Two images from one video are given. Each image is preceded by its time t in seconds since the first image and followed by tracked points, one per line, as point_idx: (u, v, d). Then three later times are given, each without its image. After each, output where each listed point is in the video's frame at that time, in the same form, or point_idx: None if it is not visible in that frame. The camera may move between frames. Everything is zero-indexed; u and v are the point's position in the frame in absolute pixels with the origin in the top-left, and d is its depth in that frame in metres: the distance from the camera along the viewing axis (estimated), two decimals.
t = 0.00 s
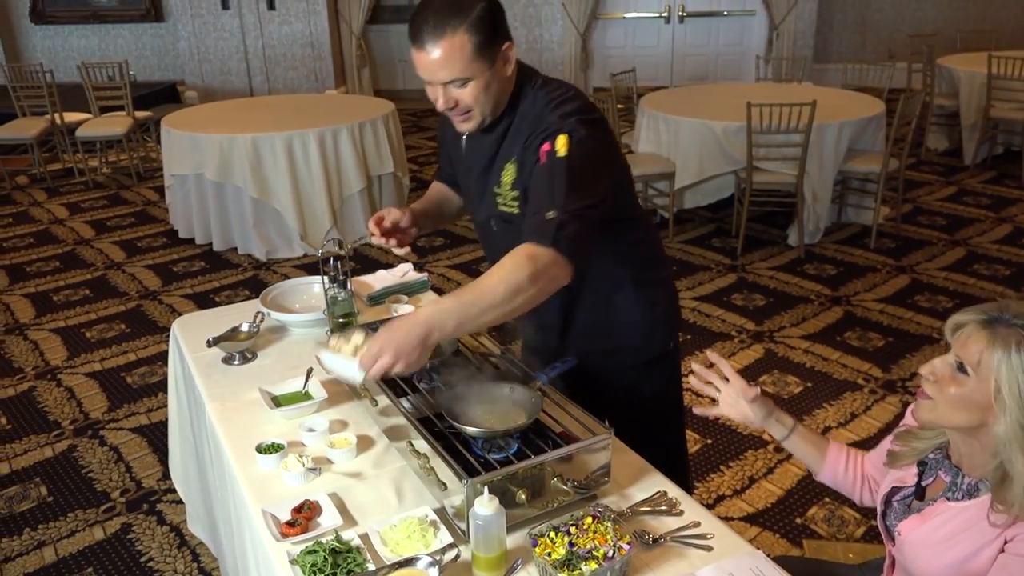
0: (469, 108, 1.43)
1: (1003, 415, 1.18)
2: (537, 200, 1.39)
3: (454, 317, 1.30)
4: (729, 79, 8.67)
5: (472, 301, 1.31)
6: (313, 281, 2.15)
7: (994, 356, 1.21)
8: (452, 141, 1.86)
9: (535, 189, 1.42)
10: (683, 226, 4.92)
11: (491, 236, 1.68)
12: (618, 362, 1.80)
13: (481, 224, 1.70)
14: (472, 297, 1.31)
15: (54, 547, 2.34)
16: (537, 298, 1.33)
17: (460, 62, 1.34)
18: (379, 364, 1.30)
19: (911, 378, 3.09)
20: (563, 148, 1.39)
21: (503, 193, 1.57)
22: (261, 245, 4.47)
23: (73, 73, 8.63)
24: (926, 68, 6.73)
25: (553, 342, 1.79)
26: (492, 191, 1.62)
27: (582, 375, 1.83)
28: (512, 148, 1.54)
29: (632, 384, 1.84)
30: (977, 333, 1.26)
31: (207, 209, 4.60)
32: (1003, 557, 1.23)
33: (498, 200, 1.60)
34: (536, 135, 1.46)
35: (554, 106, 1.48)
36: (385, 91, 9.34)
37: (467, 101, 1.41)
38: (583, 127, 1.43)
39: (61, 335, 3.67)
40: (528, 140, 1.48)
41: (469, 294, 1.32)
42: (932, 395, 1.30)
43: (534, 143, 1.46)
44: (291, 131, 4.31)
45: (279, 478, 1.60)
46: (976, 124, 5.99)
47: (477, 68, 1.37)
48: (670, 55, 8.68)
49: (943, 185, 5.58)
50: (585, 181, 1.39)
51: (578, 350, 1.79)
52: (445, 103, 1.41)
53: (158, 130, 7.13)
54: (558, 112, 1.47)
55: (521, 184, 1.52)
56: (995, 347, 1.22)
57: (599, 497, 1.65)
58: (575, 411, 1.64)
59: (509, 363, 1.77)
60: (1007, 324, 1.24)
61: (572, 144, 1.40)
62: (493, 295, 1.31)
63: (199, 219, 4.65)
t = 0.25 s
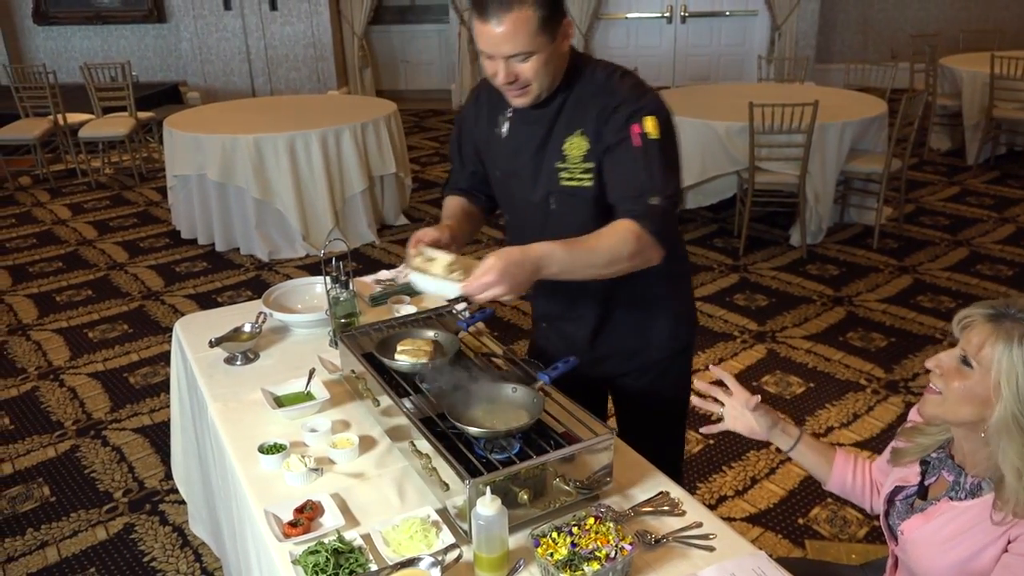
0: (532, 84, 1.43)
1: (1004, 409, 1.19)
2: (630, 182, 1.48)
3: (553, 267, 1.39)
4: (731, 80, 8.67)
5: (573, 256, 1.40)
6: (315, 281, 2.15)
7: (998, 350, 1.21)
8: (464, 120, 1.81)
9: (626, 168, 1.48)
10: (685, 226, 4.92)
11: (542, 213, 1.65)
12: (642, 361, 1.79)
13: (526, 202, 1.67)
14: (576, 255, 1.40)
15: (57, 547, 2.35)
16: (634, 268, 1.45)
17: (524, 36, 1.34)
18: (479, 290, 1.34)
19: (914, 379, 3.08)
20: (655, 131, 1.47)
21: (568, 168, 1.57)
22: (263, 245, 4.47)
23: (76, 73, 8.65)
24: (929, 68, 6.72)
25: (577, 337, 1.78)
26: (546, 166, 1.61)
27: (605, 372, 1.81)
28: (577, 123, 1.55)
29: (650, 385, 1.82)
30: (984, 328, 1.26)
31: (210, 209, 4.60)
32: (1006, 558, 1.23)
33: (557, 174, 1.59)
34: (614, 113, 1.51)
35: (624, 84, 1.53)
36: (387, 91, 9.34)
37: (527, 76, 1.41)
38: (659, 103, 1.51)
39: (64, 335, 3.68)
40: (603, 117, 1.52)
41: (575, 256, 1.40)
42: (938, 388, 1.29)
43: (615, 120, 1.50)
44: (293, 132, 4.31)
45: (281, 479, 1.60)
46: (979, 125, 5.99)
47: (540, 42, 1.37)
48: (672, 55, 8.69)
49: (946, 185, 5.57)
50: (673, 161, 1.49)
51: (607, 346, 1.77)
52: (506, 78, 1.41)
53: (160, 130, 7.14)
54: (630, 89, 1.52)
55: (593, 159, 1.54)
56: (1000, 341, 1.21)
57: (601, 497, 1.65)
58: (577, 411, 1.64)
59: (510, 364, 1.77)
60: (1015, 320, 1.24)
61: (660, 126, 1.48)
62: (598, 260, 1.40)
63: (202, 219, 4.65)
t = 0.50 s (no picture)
0: (604, 74, 1.53)
1: (999, 401, 1.18)
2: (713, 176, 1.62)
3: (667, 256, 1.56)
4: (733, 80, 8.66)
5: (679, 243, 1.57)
6: (317, 282, 2.15)
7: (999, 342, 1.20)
8: (510, 109, 1.86)
9: (711, 163, 1.62)
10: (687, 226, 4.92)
11: (611, 202, 1.72)
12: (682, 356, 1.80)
13: (592, 191, 1.74)
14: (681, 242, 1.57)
15: (59, 547, 2.35)
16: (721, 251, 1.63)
17: (605, 23, 1.44)
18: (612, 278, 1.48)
19: (916, 379, 3.08)
20: (740, 126, 1.62)
21: (644, 159, 1.67)
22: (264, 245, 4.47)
23: (78, 75, 8.67)
24: (931, 68, 6.71)
25: (614, 331, 1.78)
26: (619, 156, 1.69)
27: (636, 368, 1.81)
28: (656, 116, 1.64)
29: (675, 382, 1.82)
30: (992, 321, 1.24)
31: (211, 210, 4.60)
32: (1006, 558, 1.23)
33: (632, 164, 1.68)
34: (695, 107, 1.62)
35: (699, 78, 1.64)
36: (389, 92, 9.35)
37: (602, 65, 1.51)
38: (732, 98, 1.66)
39: (66, 335, 3.68)
40: (683, 111, 1.62)
41: (680, 245, 1.57)
42: (942, 380, 1.29)
43: (703, 116, 1.62)
44: (295, 132, 4.31)
45: (284, 480, 1.60)
46: (981, 125, 5.98)
47: (618, 31, 1.47)
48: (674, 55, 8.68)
49: (947, 186, 5.57)
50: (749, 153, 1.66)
51: (650, 340, 1.78)
52: (581, 66, 1.50)
53: (162, 131, 7.15)
54: (706, 84, 1.63)
55: (672, 150, 1.64)
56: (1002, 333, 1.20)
57: (602, 498, 1.65)
58: (578, 412, 1.65)
59: (511, 365, 1.77)
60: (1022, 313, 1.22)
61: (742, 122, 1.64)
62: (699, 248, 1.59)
63: (203, 220, 4.66)
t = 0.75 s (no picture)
0: (650, 70, 1.54)
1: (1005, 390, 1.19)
2: (758, 171, 1.68)
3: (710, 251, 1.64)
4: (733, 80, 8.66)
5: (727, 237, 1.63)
6: (317, 283, 2.14)
7: (999, 330, 1.21)
8: (539, 106, 1.86)
9: (760, 158, 1.67)
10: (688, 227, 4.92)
11: (650, 196, 1.73)
12: (702, 354, 1.80)
13: (631, 184, 1.74)
14: (729, 235, 1.64)
15: (60, 548, 2.35)
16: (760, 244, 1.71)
17: (655, 21, 1.45)
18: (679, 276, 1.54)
19: (917, 379, 3.08)
20: (782, 121, 1.69)
21: (687, 153, 1.70)
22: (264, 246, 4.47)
23: (78, 76, 8.67)
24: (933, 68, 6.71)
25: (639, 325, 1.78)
26: (661, 150, 1.71)
27: (655, 365, 1.81)
28: (700, 111, 1.68)
29: (691, 380, 1.82)
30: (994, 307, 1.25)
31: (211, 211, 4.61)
32: (1003, 553, 1.23)
33: (674, 159, 1.70)
34: (742, 102, 1.66)
35: (741, 75, 1.69)
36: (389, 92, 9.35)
37: (648, 61, 1.52)
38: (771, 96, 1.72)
39: (67, 336, 3.68)
40: (729, 106, 1.67)
41: (730, 237, 1.63)
42: (945, 372, 1.30)
43: (751, 112, 1.66)
44: (295, 133, 4.30)
45: (284, 480, 1.60)
46: (981, 125, 5.98)
47: (666, 29, 1.49)
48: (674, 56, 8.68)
49: (948, 186, 5.57)
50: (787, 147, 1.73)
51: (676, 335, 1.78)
52: (628, 62, 1.51)
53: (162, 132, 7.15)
54: (748, 82, 1.69)
55: (717, 145, 1.68)
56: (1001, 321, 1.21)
57: (602, 499, 1.66)
58: (578, 413, 1.65)
59: (510, 365, 1.77)
60: None
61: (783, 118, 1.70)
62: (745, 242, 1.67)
63: (204, 221, 4.66)
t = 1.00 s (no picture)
0: (666, 67, 1.54)
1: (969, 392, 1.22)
2: (770, 176, 1.69)
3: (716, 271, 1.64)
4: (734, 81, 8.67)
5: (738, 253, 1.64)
6: (317, 284, 2.14)
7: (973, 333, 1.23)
8: (549, 104, 1.85)
9: (773, 163, 1.68)
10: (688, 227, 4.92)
11: (662, 197, 1.73)
12: (708, 356, 1.80)
13: (643, 186, 1.74)
14: (740, 248, 1.65)
15: (60, 549, 2.35)
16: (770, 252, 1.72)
17: (673, 18, 1.46)
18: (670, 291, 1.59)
19: (917, 380, 3.08)
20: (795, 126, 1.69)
21: (700, 156, 1.70)
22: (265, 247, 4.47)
23: (78, 77, 8.68)
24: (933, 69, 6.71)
25: (643, 329, 1.78)
26: (674, 151, 1.71)
27: (660, 368, 1.80)
28: (714, 113, 1.68)
29: (696, 383, 1.82)
30: (978, 311, 1.27)
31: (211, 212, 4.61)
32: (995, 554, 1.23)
33: (687, 161, 1.71)
34: (756, 106, 1.67)
35: (755, 78, 1.69)
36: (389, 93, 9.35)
37: (664, 59, 1.53)
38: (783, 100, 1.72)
39: (67, 337, 3.68)
40: (742, 110, 1.67)
41: (741, 248, 1.64)
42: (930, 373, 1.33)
43: (765, 116, 1.66)
44: (295, 134, 4.30)
45: (284, 481, 1.60)
46: (981, 126, 5.98)
47: (683, 26, 1.49)
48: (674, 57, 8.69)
49: (948, 187, 5.57)
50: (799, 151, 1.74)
51: (681, 340, 1.78)
52: (645, 59, 1.52)
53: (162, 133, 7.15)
54: (762, 86, 1.69)
55: (730, 148, 1.68)
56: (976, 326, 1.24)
57: (602, 499, 1.66)
58: (579, 415, 1.65)
59: (510, 366, 1.77)
60: (1008, 307, 1.24)
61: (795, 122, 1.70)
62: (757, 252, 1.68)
63: (204, 221, 4.66)
